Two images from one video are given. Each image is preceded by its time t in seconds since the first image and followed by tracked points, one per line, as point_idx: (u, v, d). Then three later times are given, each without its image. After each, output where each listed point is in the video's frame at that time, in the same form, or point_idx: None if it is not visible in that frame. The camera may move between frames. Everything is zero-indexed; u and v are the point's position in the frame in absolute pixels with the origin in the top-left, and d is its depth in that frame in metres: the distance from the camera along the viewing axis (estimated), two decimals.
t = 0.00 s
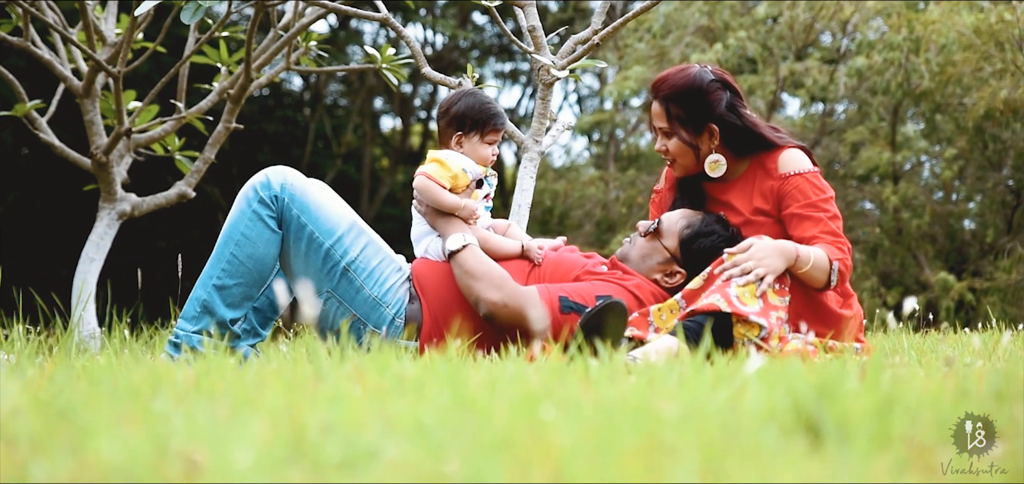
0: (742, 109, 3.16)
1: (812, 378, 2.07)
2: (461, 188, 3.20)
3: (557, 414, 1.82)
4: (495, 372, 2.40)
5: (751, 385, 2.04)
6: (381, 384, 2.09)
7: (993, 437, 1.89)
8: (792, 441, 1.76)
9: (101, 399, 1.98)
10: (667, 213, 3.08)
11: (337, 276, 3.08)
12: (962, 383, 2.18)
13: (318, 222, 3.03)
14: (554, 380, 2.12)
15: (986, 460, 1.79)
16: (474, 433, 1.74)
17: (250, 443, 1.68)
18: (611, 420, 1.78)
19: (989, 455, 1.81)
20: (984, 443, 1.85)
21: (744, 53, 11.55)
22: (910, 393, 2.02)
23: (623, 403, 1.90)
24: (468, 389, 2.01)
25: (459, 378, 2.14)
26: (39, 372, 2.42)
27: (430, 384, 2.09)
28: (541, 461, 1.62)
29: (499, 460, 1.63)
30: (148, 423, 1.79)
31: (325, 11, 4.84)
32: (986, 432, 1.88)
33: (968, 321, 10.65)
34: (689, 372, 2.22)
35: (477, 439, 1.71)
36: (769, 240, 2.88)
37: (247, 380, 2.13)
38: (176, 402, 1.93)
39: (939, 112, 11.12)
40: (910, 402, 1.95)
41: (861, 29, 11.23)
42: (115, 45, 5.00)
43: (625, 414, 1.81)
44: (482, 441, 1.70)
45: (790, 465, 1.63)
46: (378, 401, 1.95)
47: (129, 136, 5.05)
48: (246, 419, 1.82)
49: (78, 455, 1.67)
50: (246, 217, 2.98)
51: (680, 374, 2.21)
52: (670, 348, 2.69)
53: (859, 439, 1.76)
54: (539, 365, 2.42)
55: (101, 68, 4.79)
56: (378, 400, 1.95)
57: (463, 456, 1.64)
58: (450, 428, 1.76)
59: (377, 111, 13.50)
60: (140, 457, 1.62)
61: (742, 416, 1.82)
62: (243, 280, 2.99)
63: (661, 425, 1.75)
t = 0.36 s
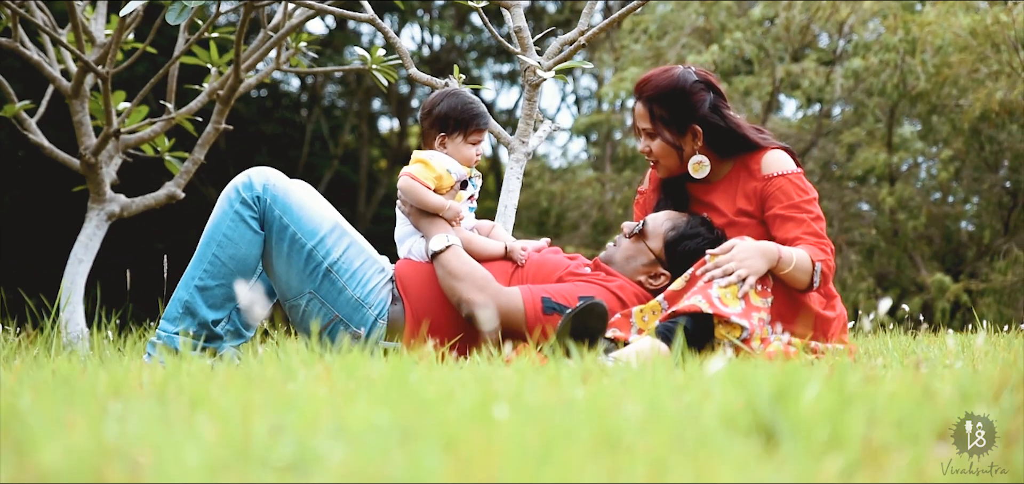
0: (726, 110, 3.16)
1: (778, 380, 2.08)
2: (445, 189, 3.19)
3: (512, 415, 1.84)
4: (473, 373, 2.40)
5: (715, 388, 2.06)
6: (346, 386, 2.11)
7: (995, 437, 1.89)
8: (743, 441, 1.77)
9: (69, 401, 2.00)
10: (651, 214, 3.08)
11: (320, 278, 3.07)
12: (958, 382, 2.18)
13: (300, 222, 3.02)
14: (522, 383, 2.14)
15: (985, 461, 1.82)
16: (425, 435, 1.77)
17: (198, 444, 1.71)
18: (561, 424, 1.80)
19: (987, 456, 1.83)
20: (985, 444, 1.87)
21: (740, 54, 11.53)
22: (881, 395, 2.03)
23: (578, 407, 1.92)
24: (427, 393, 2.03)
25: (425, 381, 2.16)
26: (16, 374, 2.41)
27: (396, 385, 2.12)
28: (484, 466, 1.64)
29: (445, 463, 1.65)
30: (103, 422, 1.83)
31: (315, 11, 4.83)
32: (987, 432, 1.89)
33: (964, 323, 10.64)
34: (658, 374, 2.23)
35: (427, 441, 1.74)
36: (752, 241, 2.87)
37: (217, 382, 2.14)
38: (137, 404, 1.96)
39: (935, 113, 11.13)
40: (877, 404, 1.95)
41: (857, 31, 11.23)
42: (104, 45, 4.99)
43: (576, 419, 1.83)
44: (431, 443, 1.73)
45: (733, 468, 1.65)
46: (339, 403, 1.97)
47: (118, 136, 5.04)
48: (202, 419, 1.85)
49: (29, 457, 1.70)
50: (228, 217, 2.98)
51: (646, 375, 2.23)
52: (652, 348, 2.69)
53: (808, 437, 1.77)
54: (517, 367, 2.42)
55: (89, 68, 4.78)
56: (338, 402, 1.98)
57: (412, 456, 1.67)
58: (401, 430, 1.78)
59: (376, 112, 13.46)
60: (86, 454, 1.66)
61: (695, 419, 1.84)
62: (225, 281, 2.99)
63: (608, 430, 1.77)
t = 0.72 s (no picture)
0: (712, 113, 3.16)
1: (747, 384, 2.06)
2: (431, 192, 3.19)
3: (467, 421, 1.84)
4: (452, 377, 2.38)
5: (682, 391, 2.04)
6: (313, 391, 2.11)
7: (994, 438, 1.93)
8: (698, 442, 1.76)
9: (39, 407, 2.01)
10: (638, 218, 3.07)
11: (305, 281, 3.06)
12: (949, 385, 2.20)
13: (285, 226, 3.02)
14: (488, 386, 2.13)
15: (986, 461, 1.84)
16: (376, 438, 1.76)
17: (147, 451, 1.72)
18: (514, 428, 1.79)
19: (987, 454, 1.85)
20: (984, 444, 1.90)
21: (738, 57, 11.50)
22: (855, 400, 2.00)
23: (536, 411, 1.91)
24: (389, 397, 2.02)
25: (392, 386, 2.15)
26: None
27: (362, 389, 2.11)
28: (430, 476, 1.64)
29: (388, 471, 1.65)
30: (60, 432, 1.84)
31: (305, 13, 4.81)
32: (986, 433, 1.92)
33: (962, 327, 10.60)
34: (629, 378, 2.21)
35: (379, 444, 1.73)
36: (737, 244, 2.87)
37: (182, 386, 2.14)
38: (95, 408, 1.97)
39: (933, 116, 11.11)
40: (846, 410, 1.93)
41: (855, 34, 11.21)
42: (95, 48, 4.99)
43: (530, 423, 1.82)
44: (381, 446, 1.73)
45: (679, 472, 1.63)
46: (299, 408, 1.97)
47: (109, 139, 5.04)
48: (157, 425, 1.85)
49: None
50: (213, 221, 2.97)
51: (618, 379, 2.22)
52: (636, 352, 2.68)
53: (763, 442, 1.75)
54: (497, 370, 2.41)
55: (80, 71, 4.78)
56: (299, 407, 1.97)
57: (357, 461, 1.66)
58: (353, 434, 1.78)
59: (376, 115, 13.40)
60: (32, 468, 1.68)
61: (652, 422, 1.82)
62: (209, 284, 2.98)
63: (560, 433, 1.76)
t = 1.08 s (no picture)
0: (699, 114, 3.16)
1: (718, 389, 2.05)
2: (418, 192, 3.18)
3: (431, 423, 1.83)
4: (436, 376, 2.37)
5: (651, 394, 2.04)
6: (282, 394, 2.11)
7: (995, 437, 1.94)
8: (658, 443, 1.75)
9: (8, 413, 2.02)
10: (626, 219, 3.07)
11: (290, 283, 3.05)
12: (943, 386, 2.22)
13: (270, 227, 3.02)
14: (457, 390, 2.13)
15: (986, 460, 1.86)
16: (336, 439, 1.76)
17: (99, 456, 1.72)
18: (474, 431, 1.79)
19: (988, 453, 1.87)
20: (984, 443, 1.92)
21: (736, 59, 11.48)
22: (830, 403, 2.00)
23: (498, 414, 1.90)
24: (358, 399, 2.02)
25: (362, 389, 2.15)
26: None
27: (330, 392, 2.11)
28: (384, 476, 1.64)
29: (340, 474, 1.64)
30: (20, 436, 1.84)
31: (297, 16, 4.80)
32: (986, 432, 1.94)
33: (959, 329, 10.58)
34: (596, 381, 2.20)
35: (336, 444, 1.73)
36: (722, 245, 2.86)
37: (149, 387, 2.15)
38: (58, 410, 1.97)
39: (931, 118, 11.07)
40: (819, 415, 1.92)
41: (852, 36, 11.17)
42: (86, 50, 4.98)
43: (492, 425, 1.82)
44: (341, 446, 1.73)
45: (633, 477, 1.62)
46: (263, 409, 1.97)
47: (101, 141, 5.03)
48: (117, 428, 1.85)
49: None
50: (198, 222, 2.97)
51: (591, 381, 2.21)
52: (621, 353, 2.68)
53: (721, 447, 1.74)
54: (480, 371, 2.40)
55: (71, 73, 4.77)
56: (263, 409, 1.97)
57: (311, 464, 1.66)
58: (311, 435, 1.77)
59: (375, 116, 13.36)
60: None
61: (613, 425, 1.82)
62: (195, 286, 2.98)
63: (519, 435, 1.76)
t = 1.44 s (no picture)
0: (684, 115, 3.15)
1: (680, 390, 2.04)
2: (401, 193, 3.18)
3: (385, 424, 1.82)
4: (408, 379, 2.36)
5: (612, 393, 2.03)
6: (241, 395, 2.10)
7: (994, 437, 1.96)
8: (610, 443, 1.74)
9: None
10: (613, 220, 3.06)
11: (273, 284, 3.05)
12: (939, 386, 2.23)
13: (254, 229, 3.01)
14: (418, 391, 2.12)
15: (986, 460, 1.89)
16: (285, 440, 1.75)
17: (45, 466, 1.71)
18: (426, 431, 1.78)
19: (988, 453, 1.90)
20: (984, 444, 1.94)
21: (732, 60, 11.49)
22: (797, 404, 1.99)
23: (454, 415, 1.89)
24: (316, 399, 2.01)
25: (323, 389, 2.14)
26: None
27: (288, 392, 2.10)
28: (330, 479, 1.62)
29: (286, 479, 1.63)
30: None
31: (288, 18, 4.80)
32: (986, 433, 1.96)
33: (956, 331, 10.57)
34: (564, 380, 2.19)
35: (285, 445, 1.72)
36: (706, 247, 2.85)
37: (115, 391, 2.14)
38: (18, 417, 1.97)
39: (928, 120, 11.04)
40: (782, 416, 1.91)
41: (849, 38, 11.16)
42: (76, 52, 4.97)
43: (444, 426, 1.80)
44: (288, 447, 1.71)
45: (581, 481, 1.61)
46: (223, 410, 1.96)
47: (91, 143, 5.02)
48: (65, 433, 1.85)
49: None
50: (181, 224, 2.97)
51: (557, 382, 2.20)
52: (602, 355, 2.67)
53: (675, 448, 1.73)
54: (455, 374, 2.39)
55: (60, 74, 4.76)
56: (218, 410, 1.96)
57: (257, 466, 1.65)
58: (261, 434, 1.76)
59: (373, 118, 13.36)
60: None
61: (568, 426, 1.81)
62: (178, 288, 2.98)
63: (470, 436, 1.74)
